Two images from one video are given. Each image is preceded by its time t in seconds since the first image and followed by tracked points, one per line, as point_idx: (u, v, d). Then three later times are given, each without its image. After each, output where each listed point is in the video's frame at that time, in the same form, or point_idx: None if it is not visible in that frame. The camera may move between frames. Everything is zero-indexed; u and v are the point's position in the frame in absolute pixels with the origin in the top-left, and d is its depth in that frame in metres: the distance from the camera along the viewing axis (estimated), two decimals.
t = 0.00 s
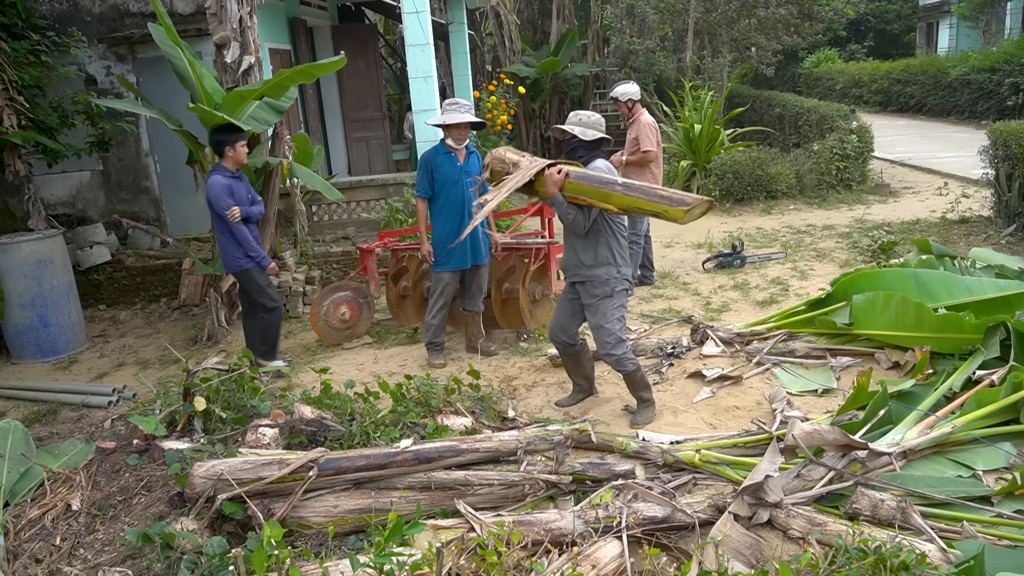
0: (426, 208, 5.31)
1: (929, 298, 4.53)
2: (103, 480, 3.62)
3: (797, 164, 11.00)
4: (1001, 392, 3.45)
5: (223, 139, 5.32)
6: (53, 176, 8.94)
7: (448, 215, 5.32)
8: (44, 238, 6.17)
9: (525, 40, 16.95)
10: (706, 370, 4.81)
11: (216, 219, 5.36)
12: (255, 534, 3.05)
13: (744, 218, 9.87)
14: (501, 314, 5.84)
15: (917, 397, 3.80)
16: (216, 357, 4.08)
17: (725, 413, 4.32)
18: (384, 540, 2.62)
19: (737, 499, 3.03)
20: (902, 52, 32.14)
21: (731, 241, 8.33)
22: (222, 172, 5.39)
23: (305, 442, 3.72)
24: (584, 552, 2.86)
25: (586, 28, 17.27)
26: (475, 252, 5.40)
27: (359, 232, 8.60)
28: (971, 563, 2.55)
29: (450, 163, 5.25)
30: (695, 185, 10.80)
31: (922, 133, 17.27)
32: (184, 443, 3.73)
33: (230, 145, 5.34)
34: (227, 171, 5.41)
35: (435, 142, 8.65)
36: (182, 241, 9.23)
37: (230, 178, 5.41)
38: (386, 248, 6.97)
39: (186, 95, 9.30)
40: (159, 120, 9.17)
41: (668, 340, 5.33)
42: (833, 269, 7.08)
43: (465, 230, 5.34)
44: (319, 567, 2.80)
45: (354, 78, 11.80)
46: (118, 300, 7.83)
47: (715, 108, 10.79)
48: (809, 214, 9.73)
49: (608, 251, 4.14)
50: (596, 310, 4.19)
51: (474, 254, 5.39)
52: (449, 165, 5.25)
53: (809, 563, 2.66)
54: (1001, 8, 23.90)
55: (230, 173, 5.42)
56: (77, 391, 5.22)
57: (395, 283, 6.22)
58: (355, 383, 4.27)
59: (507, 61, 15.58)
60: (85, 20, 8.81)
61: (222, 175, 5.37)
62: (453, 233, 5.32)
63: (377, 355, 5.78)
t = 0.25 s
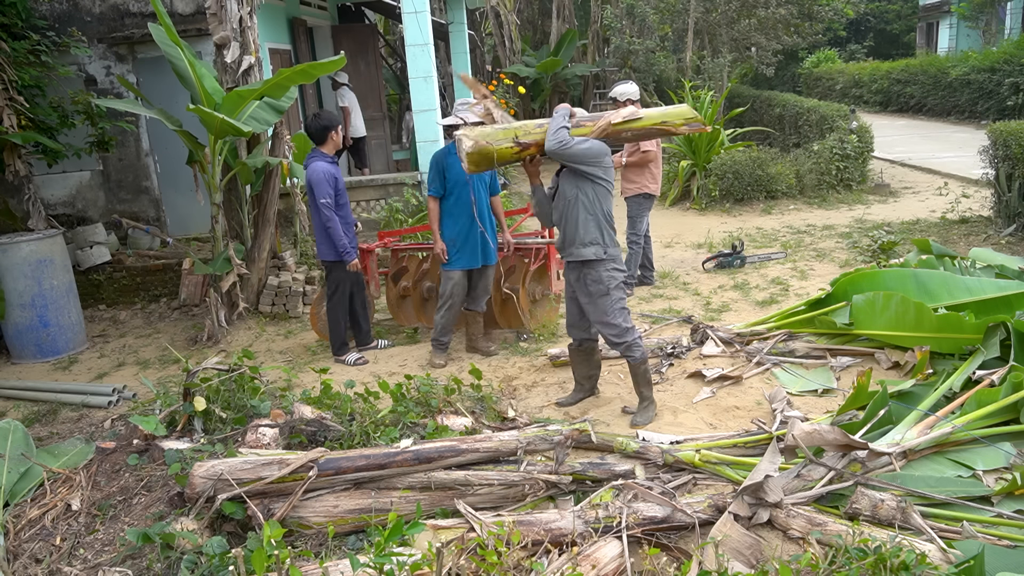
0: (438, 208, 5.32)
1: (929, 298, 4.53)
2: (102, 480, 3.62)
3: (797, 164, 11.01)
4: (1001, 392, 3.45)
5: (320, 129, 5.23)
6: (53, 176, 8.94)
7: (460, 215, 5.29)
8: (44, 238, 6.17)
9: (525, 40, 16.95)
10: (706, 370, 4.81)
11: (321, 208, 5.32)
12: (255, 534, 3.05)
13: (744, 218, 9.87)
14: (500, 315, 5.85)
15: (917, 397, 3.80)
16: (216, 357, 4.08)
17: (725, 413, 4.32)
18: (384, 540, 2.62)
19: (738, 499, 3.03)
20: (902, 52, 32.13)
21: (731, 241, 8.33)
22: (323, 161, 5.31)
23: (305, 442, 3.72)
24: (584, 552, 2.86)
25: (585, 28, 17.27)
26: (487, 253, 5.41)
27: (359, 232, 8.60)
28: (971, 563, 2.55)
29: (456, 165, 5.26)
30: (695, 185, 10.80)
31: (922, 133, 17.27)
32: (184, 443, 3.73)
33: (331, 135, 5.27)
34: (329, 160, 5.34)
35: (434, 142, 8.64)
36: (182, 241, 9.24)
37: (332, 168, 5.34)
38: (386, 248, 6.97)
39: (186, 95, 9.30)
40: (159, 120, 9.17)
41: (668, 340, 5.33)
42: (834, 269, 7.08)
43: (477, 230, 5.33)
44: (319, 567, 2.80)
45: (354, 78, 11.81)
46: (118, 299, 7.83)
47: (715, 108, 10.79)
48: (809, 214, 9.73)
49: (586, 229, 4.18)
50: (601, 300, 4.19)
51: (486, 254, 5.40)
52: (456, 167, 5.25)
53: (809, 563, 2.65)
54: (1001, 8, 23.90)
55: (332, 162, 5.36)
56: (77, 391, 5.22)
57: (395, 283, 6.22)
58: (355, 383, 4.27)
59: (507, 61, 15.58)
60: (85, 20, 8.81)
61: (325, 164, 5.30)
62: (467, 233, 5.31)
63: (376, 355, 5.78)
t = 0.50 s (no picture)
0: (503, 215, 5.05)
1: (929, 298, 4.52)
2: (102, 480, 3.62)
3: (797, 164, 11.01)
4: (1001, 392, 3.45)
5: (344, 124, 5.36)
6: (53, 176, 8.94)
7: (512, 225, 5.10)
8: (44, 238, 6.17)
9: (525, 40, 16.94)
10: (706, 370, 4.81)
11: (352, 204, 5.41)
12: (254, 534, 3.05)
13: (744, 218, 9.87)
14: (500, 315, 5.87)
15: (917, 397, 3.80)
16: (216, 357, 4.08)
17: (725, 413, 4.32)
18: (384, 540, 2.62)
19: (737, 499, 3.03)
20: (902, 52, 32.14)
21: (731, 241, 8.33)
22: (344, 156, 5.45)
23: (305, 442, 3.72)
24: (584, 552, 2.86)
25: (585, 28, 17.27)
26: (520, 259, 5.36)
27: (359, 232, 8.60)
28: (971, 563, 2.55)
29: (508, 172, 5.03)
30: (695, 185, 10.80)
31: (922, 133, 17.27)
32: (184, 443, 3.73)
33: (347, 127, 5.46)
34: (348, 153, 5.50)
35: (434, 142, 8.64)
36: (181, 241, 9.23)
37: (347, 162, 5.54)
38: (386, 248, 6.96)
39: (186, 95, 9.30)
40: (159, 120, 9.17)
41: (668, 340, 5.33)
42: (833, 269, 7.08)
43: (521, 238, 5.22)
44: (319, 567, 2.80)
45: (354, 78, 11.87)
46: (118, 299, 7.83)
47: (715, 108, 10.79)
48: (808, 215, 9.73)
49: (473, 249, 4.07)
50: (481, 313, 4.15)
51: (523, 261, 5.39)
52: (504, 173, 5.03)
53: (809, 563, 2.65)
54: (1001, 8, 23.90)
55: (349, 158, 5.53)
56: (77, 391, 5.22)
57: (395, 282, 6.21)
58: (355, 383, 4.28)
59: (507, 61, 15.57)
60: (85, 20, 8.81)
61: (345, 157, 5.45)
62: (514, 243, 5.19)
63: (376, 355, 5.78)
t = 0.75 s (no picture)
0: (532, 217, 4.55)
1: (929, 298, 4.53)
2: (102, 480, 3.62)
3: (797, 164, 11.01)
4: (1001, 392, 3.45)
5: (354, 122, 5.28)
6: (53, 176, 8.94)
7: (540, 232, 4.52)
8: (45, 238, 6.17)
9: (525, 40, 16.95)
10: (706, 370, 4.81)
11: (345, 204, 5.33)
12: (255, 534, 3.05)
13: (744, 218, 9.87)
14: (501, 315, 5.82)
15: (917, 397, 3.80)
16: (216, 357, 4.08)
17: (725, 413, 4.32)
18: (384, 540, 2.61)
19: (738, 499, 3.03)
20: (902, 52, 32.16)
21: (731, 241, 8.33)
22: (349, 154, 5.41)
23: (305, 442, 3.72)
24: (584, 552, 2.86)
25: (586, 28, 17.27)
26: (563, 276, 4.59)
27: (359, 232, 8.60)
28: (971, 563, 2.55)
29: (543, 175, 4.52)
30: (695, 185, 10.80)
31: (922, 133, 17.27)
32: (184, 443, 3.73)
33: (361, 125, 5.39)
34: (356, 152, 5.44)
35: (434, 142, 8.64)
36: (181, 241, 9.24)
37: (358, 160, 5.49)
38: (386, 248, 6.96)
39: (186, 95, 9.30)
40: (158, 120, 9.17)
41: (668, 340, 5.33)
42: (833, 269, 7.08)
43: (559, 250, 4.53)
44: (319, 567, 2.80)
45: (354, 78, 11.88)
46: (118, 299, 7.83)
47: (715, 108, 10.79)
48: (808, 215, 9.73)
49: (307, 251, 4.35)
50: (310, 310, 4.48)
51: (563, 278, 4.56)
52: (538, 175, 4.52)
53: (809, 562, 2.65)
54: (1001, 8, 23.90)
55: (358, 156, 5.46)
56: (76, 391, 5.22)
57: (395, 283, 6.21)
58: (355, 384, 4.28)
59: (507, 61, 15.57)
60: (85, 20, 8.81)
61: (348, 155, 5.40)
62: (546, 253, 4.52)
63: (376, 355, 5.79)
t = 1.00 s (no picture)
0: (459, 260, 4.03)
1: (929, 298, 4.53)
2: (103, 480, 3.62)
3: (797, 164, 11.01)
4: (1001, 392, 3.45)
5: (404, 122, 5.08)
6: (53, 176, 8.95)
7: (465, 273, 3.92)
8: (44, 238, 6.17)
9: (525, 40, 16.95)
10: (706, 370, 4.81)
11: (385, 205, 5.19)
12: (255, 534, 3.05)
13: (743, 218, 9.87)
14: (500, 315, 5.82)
15: (917, 397, 3.80)
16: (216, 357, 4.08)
17: (725, 413, 4.32)
18: (384, 540, 2.61)
19: (738, 499, 3.03)
20: (902, 52, 32.18)
21: (731, 241, 8.33)
22: (397, 155, 5.27)
23: (305, 442, 3.72)
24: (584, 552, 2.86)
25: (586, 28, 17.26)
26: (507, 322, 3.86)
27: (359, 232, 8.60)
28: (971, 563, 2.55)
29: (461, 210, 3.90)
30: (695, 185, 10.80)
31: (922, 133, 17.27)
32: (184, 443, 3.72)
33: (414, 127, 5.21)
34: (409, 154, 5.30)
35: (434, 142, 8.65)
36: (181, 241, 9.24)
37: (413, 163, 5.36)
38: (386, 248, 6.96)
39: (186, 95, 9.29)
40: (159, 120, 9.16)
41: (668, 340, 5.33)
42: (833, 269, 7.08)
43: (488, 296, 3.87)
44: (319, 567, 2.80)
45: (354, 78, 11.83)
46: (118, 300, 7.83)
47: (715, 108, 10.79)
48: (809, 214, 9.73)
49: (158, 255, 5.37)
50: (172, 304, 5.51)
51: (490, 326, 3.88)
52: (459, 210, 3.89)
53: (809, 562, 2.65)
54: (1001, 8, 23.91)
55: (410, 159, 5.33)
56: (76, 391, 5.22)
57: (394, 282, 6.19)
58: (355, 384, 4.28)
59: (507, 61, 15.57)
60: (85, 20, 8.82)
61: (396, 157, 5.26)
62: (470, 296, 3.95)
63: (376, 355, 5.79)
